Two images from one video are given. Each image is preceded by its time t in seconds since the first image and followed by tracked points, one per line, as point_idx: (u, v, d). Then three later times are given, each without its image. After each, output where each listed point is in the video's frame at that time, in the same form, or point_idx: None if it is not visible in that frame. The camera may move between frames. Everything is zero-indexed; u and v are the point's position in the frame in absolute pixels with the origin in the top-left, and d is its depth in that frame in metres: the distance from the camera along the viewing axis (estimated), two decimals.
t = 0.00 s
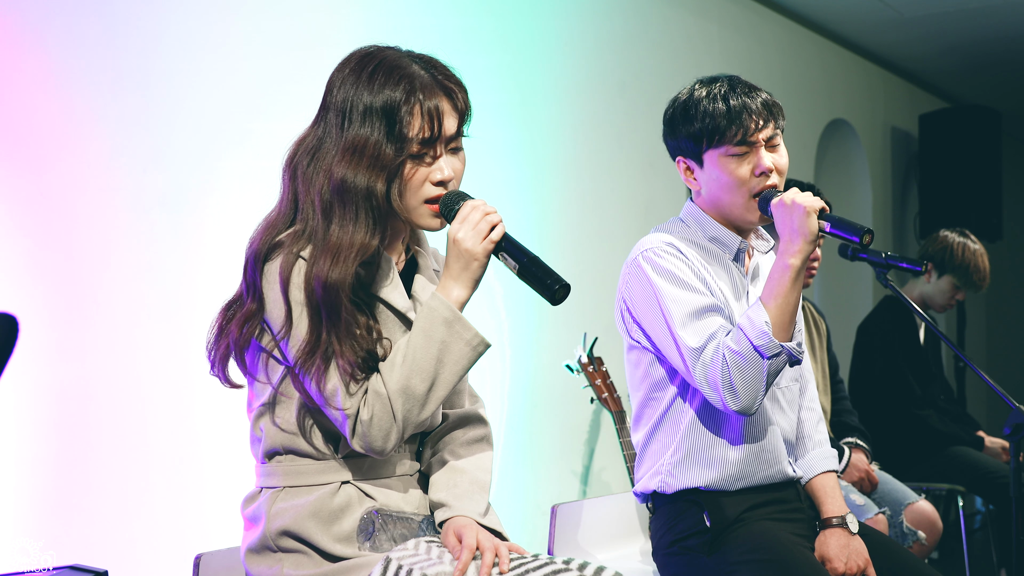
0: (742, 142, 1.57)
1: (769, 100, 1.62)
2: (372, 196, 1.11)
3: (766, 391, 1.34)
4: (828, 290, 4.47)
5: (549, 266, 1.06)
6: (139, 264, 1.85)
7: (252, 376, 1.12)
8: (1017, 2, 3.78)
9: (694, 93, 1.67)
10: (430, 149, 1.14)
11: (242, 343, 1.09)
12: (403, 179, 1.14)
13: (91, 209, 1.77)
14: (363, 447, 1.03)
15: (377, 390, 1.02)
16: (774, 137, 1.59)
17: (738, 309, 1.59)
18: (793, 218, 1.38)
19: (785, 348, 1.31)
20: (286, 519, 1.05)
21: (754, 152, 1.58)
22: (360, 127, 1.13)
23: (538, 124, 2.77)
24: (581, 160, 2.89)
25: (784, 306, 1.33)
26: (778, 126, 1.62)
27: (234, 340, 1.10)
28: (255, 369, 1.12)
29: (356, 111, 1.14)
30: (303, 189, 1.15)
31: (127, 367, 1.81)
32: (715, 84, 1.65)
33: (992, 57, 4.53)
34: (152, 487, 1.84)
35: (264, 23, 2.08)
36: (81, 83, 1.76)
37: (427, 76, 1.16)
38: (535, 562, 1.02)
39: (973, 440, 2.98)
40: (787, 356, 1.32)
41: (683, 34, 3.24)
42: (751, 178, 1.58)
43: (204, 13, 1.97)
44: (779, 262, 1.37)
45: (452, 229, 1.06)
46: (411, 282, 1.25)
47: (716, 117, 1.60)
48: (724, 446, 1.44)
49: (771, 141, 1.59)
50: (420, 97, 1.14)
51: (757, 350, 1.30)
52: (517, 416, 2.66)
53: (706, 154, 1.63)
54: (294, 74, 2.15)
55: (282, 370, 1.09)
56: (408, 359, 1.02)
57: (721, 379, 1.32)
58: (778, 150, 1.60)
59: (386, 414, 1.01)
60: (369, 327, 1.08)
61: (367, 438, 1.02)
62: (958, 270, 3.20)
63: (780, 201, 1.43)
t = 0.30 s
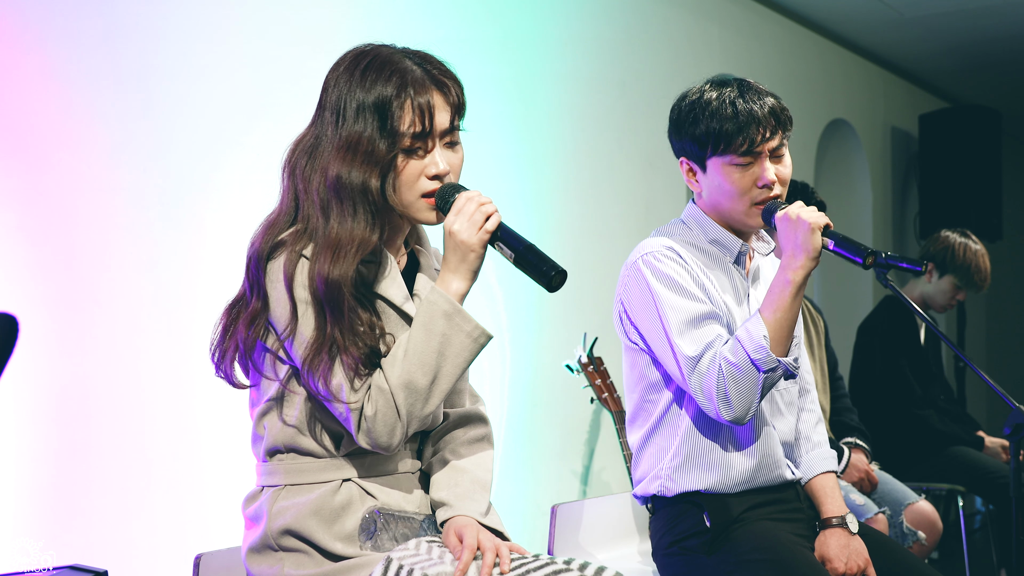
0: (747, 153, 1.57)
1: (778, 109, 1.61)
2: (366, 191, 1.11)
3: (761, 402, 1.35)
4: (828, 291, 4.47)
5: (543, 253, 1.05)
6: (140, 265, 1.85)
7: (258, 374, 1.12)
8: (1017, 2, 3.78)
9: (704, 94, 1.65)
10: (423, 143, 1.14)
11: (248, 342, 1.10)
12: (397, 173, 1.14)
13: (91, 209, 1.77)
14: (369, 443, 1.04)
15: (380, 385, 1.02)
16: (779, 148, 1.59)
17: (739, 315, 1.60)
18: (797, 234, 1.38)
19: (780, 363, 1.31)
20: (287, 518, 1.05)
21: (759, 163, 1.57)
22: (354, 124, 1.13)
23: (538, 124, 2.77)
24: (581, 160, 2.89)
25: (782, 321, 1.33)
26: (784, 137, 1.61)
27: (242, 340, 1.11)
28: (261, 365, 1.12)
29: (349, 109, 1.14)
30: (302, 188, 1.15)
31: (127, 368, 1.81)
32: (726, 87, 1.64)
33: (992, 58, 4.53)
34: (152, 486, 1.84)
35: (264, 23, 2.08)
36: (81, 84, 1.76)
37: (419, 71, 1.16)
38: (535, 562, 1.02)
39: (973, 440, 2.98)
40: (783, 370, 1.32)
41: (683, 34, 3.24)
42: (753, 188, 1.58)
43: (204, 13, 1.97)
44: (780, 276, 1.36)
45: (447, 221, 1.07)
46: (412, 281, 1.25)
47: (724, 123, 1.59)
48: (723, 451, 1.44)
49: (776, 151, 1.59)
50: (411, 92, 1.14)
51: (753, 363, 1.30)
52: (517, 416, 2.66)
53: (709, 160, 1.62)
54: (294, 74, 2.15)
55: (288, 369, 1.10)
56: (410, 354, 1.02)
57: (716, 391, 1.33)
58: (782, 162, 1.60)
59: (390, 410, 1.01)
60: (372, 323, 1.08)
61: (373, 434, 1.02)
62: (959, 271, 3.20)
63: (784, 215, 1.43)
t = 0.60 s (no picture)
0: (744, 145, 1.57)
1: (774, 101, 1.61)
2: (356, 191, 1.11)
3: (769, 395, 1.35)
4: (828, 291, 4.47)
5: (536, 239, 1.06)
6: (140, 264, 1.85)
7: (257, 376, 1.12)
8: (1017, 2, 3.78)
9: (699, 93, 1.66)
10: (417, 138, 1.14)
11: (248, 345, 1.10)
12: (390, 170, 1.13)
13: (91, 210, 1.77)
14: (371, 439, 1.03)
15: (380, 380, 1.02)
16: (778, 139, 1.59)
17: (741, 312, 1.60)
18: (797, 222, 1.38)
19: (788, 351, 1.31)
20: (287, 518, 1.05)
21: (757, 155, 1.57)
22: (344, 124, 1.13)
23: (538, 124, 2.77)
24: (581, 160, 2.89)
25: (786, 309, 1.34)
26: (782, 129, 1.61)
27: (241, 344, 1.11)
28: (261, 368, 1.12)
29: (340, 110, 1.14)
30: (296, 190, 1.15)
31: (127, 367, 1.81)
32: (720, 84, 1.64)
33: (992, 58, 4.52)
34: (151, 487, 1.84)
35: (264, 23, 2.08)
36: (82, 84, 1.76)
37: (409, 68, 1.16)
38: (535, 561, 1.02)
39: (973, 440, 2.98)
40: (790, 359, 1.32)
41: (683, 33, 3.24)
42: (754, 181, 1.58)
43: (203, 13, 1.97)
44: (782, 265, 1.37)
45: (441, 214, 1.07)
46: (412, 280, 1.25)
47: (720, 118, 1.59)
48: (725, 450, 1.44)
49: (775, 143, 1.59)
50: (402, 89, 1.14)
51: (760, 353, 1.31)
52: (517, 416, 2.66)
53: (708, 156, 1.62)
54: (294, 74, 2.15)
55: (291, 369, 1.08)
56: (409, 349, 1.02)
57: (723, 382, 1.33)
58: (781, 154, 1.60)
59: (391, 405, 1.01)
60: (371, 322, 1.08)
61: (375, 430, 1.02)
62: (960, 271, 3.20)
63: (783, 205, 1.43)
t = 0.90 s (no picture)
0: (753, 154, 1.56)
1: (786, 111, 1.60)
2: (344, 188, 1.11)
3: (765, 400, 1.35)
4: (828, 291, 4.47)
5: (530, 230, 1.05)
6: (139, 264, 1.85)
7: (257, 376, 1.12)
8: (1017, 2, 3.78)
9: (712, 94, 1.65)
10: (406, 135, 1.14)
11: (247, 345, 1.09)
12: (380, 166, 1.13)
13: (91, 209, 1.77)
14: (372, 437, 1.03)
15: (379, 377, 1.02)
16: (785, 151, 1.59)
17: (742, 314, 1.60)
18: (797, 230, 1.38)
19: (785, 359, 1.31)
20: (287, 518, 1.05)
21: (764, 165, 1.57)
22: (334, 123, 1.13)
23: (538, 124, 2.77)
24: (581, 160, 2.89)
25: (784, 317, 1.33)
26: (791, 140, 1.60)
27: (241, 344, 1.11)
28: (261, 368, 1.12)
29: (329, 109, 1.14)
30: (291, 191, 1.16)
31: (127, 367, 1.81)
32: (733, 88, 1.63)
33: (992, 58, 4.52)
34: (152, 487, 1.84)
35: (263, 23, 2.08)
36: (81, 83, 1.76)
37: (398, 65, 1.16)
38: (535, 561, 1.02)
39: (973, 440, 2.98)
40: (787, 366, 1.32)
41: (683, 33, 3.24)
42: (758, 191, 1.58)
43: (203, 13, 1.97)
44: (782, 273, 1.36)
45: (435, 209, 1.07)
46: (412, 277, 1.25)
47: (730, 123, 1.58)
48: (725, 452, 1.44)
49: (782, 154, 1.59)
50: (390, 86, 1.14)
51: (758, 360, 1.30)
52: (517, 416, 2.66)
53: (714, 161, 1.62)
54: (293, 74, 2.15)
55: (289, 368, 1.09)
56: (407, 345, 1.02)
57: (720, 388, 1.33)
58: (788, 165, 1.60)
59: (391, 402, 1.01)
60: (371, 319, 1.08)
61: (376, 428, 1.01)
62: (961, 271, 3.20)
63: (784, 211, 1.42)
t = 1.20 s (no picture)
0: (754, 155, 1.56)
1: (788, 112, 1.60)
2: (349, 192, 1.11)
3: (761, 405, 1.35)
4: (828, 291, 4.48)
5: (532, 239, 1.05)
6: (140, 265, 1.85)
7: (255, 377, 1.12)
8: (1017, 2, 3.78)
9: (714, 94, 1.64)
10: (412, 142, 1.14)
11: (245, 344, 1.09)
12: (384, 172, 1.13)
13: (90, 209, 1.77)
14: (369, 440, 1.03)
15: (377, 381, 1.02)
16: (787, 151, 1.59)
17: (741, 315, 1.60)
18: (800, 239, 1.37)
19: (781, 367, 1.31)
20: (286, 519, 1.05)
21: (766, 166, 1.57)
22: (339, 126, 1.13)
23: (538, 124, 2.77)
24: (581, 160, 2.89)
25: (783, 325, 1.33)
26: (793, 141, 1.60)
27: (237, 344, 1.11)
28: (258, 368, 1.12)
29: (335, 111, 1.14)
30: (292, 191, 1.16)
31: (126, 367, 1.81)
32: (736, 88, 1.63)
33: (993, 57, 4.52)
34: (151, 487, 1.84)
35: (263, 23, 2.08)
36: (82, 83, 1.76)
37: (405, 70, 1.16)
38: (535, 561, 1.02)
39: (973, 440, 2.98)
40: (784, 374, 1.32)
41: (683, 33, 3.24)
42: (759, 192, 1.58)
43: (203, 13, 1.97)
44: (782, 281, 1.36)
45: (437, 214, 1.07)
46: (410, 279, 1.26)
47: (732, 123, 1.58)
48: (724, 453, 1.44)
49: (784, 155, 1.59)
50: (397, 91, 1.13)
51: (754, 367, 1.31)
52: (517, 416, 2.66)
53: (716, 161, 1.62)
54: (293, 74, 2.14)
55: (286, 369, 1.09)
56: (406, 349, 1.02)
57: (716, 393, 1.33)
58: (790, 166, 1.60)
59: (389, 406, 1.01)
60: (369, 322, 1.08)
61: (372, 431, 1.02)
62: (961, 270, 3.20)
63: (788, 218, 1.42)
